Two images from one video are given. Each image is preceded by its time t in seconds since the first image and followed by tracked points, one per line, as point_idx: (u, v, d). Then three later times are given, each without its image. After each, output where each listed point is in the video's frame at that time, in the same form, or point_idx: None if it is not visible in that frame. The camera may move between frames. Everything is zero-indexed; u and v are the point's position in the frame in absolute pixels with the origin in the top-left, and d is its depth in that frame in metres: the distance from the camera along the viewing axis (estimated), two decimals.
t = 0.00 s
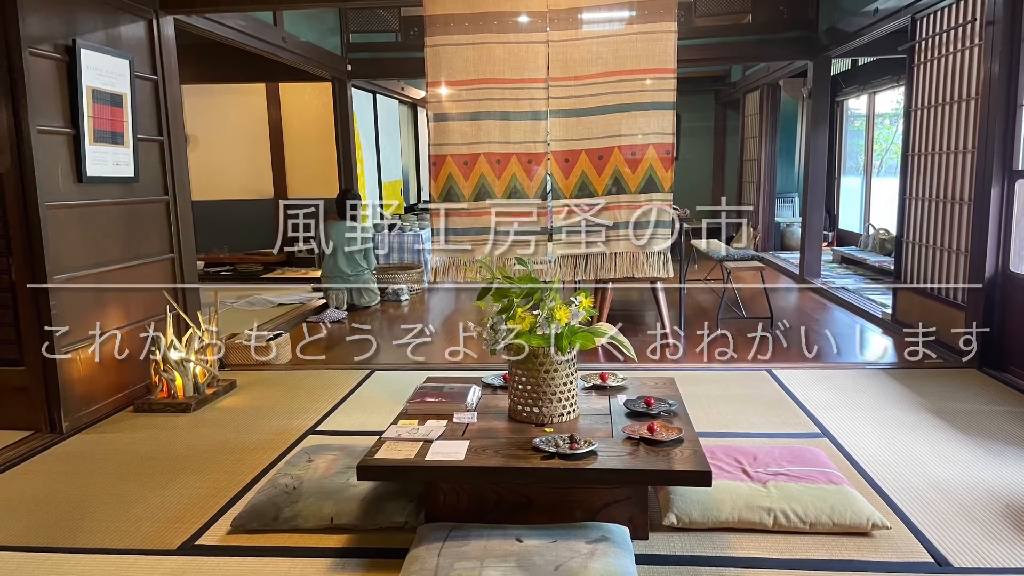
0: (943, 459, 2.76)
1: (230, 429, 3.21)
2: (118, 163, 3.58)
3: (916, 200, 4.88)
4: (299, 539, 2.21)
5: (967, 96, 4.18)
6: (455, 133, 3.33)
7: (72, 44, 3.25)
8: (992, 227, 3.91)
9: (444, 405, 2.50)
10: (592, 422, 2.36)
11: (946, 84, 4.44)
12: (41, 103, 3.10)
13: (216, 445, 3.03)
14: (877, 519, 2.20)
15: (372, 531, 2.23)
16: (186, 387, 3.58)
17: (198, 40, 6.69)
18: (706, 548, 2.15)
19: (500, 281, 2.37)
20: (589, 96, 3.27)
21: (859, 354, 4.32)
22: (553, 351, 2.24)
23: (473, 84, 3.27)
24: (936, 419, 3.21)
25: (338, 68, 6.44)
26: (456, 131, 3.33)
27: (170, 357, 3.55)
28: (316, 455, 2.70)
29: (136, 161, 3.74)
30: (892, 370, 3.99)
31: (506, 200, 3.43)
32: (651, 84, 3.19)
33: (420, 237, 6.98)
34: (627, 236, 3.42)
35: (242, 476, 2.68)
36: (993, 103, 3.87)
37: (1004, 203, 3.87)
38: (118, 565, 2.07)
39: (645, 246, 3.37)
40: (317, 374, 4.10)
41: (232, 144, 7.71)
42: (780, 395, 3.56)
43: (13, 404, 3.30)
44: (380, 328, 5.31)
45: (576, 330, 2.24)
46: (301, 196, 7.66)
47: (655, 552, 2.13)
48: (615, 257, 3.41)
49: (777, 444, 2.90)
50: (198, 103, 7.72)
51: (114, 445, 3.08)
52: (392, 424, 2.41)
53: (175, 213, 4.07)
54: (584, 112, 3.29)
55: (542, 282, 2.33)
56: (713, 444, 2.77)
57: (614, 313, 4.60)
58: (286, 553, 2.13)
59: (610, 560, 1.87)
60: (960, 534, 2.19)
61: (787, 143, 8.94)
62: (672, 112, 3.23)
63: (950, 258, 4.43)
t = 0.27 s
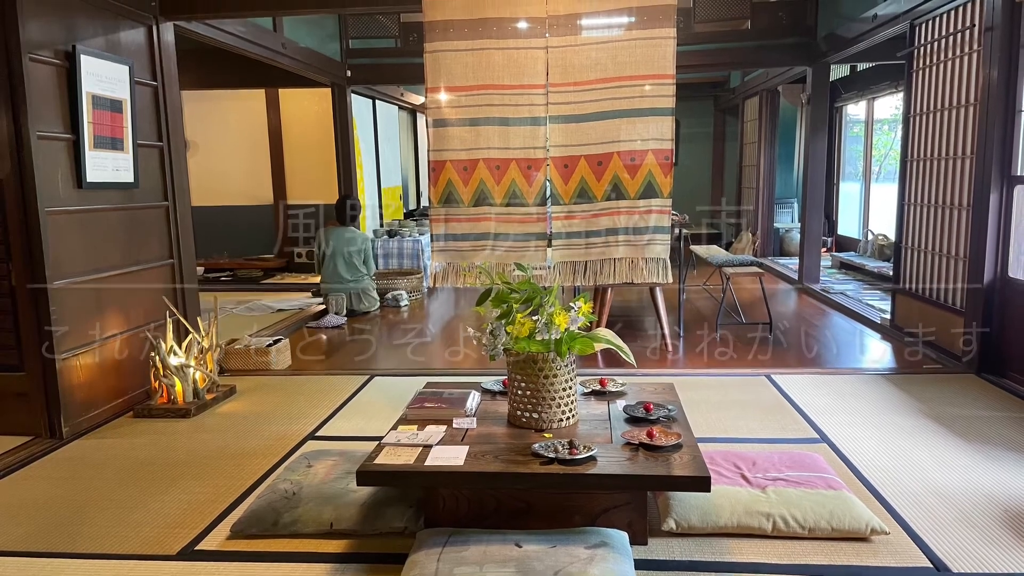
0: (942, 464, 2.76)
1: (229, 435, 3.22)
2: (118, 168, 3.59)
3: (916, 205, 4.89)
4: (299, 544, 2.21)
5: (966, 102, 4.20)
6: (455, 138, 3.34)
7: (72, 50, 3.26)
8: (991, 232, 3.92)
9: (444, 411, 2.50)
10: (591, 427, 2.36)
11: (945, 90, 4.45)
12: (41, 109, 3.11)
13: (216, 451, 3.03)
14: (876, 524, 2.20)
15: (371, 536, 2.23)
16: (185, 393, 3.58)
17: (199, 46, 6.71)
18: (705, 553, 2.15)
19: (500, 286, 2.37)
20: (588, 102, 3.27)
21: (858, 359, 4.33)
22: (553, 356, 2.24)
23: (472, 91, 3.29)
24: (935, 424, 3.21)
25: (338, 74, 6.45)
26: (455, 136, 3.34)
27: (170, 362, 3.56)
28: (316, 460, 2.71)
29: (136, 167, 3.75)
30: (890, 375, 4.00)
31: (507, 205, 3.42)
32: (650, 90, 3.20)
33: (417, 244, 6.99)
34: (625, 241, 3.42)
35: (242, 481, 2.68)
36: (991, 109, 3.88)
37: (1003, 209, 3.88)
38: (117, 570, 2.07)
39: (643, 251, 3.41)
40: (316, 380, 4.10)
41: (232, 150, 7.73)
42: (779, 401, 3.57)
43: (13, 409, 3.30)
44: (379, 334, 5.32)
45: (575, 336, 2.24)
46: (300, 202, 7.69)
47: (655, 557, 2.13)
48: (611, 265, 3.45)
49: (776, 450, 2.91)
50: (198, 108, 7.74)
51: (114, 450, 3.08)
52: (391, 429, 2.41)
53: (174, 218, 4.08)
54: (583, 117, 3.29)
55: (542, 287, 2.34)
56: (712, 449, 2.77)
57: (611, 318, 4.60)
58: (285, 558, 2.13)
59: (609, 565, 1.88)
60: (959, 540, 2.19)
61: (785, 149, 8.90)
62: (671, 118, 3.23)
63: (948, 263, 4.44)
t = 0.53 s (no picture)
0: (941, 469, 2.77)
1: (228, 440, 3.22)
2: (117, 174, 3.60)
3: (915, 210, 4.90)
4: (299, 550, 2.21)
5: (965, 107, 4.22)
6: (454, 144, 3.35)
7: (72, 56, 3.27)
8: (989, 238, 3.93)
9: (443, 416, 2.51)
10: (591, 433, 2.36)
11: (944, 95, 4.46)
12: (41, 115, 3.12)
13: (215, 456, 3.03)
14: (874, 530, 2.20)
15: (371, 542, 2.23)
16: (185, 399, 3.58)
17: (199, 52, 6.72)
18: (704, 559, 2.15)
19: (499, 292, 2.38)
20: (588, 108, 3.26)
21: (857, 365, 4.33)
22: (552, 362, 2.25)
23: (470, 97, 3.29)
24: (934, 430, 3.22)
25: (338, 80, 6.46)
26: (455, 142, 3.35)
27: (170, 368, 3.55)
28: (315, 466, 2.71)
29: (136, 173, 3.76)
30: (889, 381, 4.00)
31: (507, 211, 3.41)
32: (649, 96, 3.22)
33: (417, 249, 6.99)
34: (624, 247, 3.43)
35: (241, 487, 2.68)
36: (990, 115, 3.90)
37: (1001, 215, 3.89)
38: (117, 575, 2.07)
39: (643, 257, 3.45)
40: (315, 385, 4.10)
41: (232, 155, 7.74)
42: (778, 406, 3.57)
43: (13, 415, 3.30)
44: (378, 340, 5.32)
45: (574, 342, 2.24)
46: (300, 208, 7.71)
47: (654, 563, 2.13)
48: (612, 272, 3.47)
49: (775, 455, 2.91)
50: (198, 114, 7.74)
51: (114, 456, 3.08)
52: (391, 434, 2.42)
53: (174, 225, 4.09)
54: (583, 123, 3.28)
55: (541, 293, 2.34)
56: (711, 455, 2.78)
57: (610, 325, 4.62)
58: (285, 563, 2.13)
59: (608, 571, 1.87)
60: (957, 545, 2.19)
61: (783, 154, 9.09)
62: (670, 124, 3.23)
63: (947, 268, 4.45)
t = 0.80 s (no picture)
0: (940, 475, 2.77)
1: (228, 446, 3.22)
2: (117, 180, 3.62)
3: (914, 216, 4.90)
4: (299, 555, 2.21)
5: (963, 113, 4.23)
6: (453, 150, 3.36)
7: (72, 62, 3.28)
8: (988, 243, 3.94)
9: (443, 422, 2.51)
10: (590, 438, 2.37)
11: (943, 100, 4.47)
12: (41, 121, 3.13)
13: (214, 462, 3.03)
14: (873, 535, 2.21)
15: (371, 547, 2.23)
16: (185, 404, 3.59)
17: (199, 58, 6.74)
18: (703, 564, 2.15)
19: (498, 298, 2.39)
20: (586, 114, 3.27)
21: (856, 371, 4.34)
22: (551, 368, 2.25)
23: (469, 103, 3.31)
24: (934, 436, 3.22)
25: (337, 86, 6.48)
26: (454, 148, 3.36)
27: (169, 373, 3.56)
28: (315, 471, 2.71)
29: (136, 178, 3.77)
30: (888, 387, 4.00)
31: (507, 217, 3.42)
32: (648, 101, 3.21)
33: (417, 255, 6.99)
34: (624, 253, 3.41)
35: (241, 493, 2.68)
36: (990, 121, 3.91)
37: (999, 220, 3.90)
38: None
39: (642, 262, 3.42)
40: (314, 391, 4.10)
41: (232, 161, 7.75)
42: (777, 412, 3.58)
43: (13, 420, 3.30)
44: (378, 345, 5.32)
45: (573, 347, 2.25)
46: (299, 214, 7.72)
47: (654, 568, 2.14)
48: (611, 277, 3.46)
49: (774, 461, 2.91)
50: (198, 120, 7.76)
51: (113, 461, 3.08)
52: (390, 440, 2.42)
53: (174, 230, 4.10)
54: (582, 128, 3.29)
55: (540, 299, 2.35)
56: (711, 461, 2.78)
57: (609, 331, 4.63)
58: (285, 569, 2.13)
59: None
60: (956, 550, 2.20)
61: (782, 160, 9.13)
62: (670, 129, 3.22)
63: (946, 274, 4.45)
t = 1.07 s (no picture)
0: (939, 480, 2.78)
1: (227, 451, 3.22)
2: (117, 186, 3.63)
3: (914, 221, 4.91)
4: (299, 560, 2.22)
5: (962, 119, 4.25)
6: (453, 156, 3.37)
7: (72, 68, 3.29)
8: (986, 249, 3.95)
9: (442, 427, 2.51)
10: (589, 443, 2.37)
11: (942, 106, 4.49)
12: (41, 126, 3.14)
13: (213, 467, 3.03)
14: (872, 540, 2.21)
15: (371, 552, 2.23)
16: (185, 409, 3.59)
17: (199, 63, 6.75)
18: (702, 569, 2.16)
19: (497, 303, 2.40)
20: (585, 120, 3.28)
21: (855, 376, 4.35)
22: (551, 373, 2.26)
23: (468, 109, 3.32)
24: (933, 441, 3.22)
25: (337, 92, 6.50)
26: (454, 154, 3.37)
27: (169, 379, 3.56)
28: (315, 476, 2.71)
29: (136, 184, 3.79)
30: (887, 392, 4.01)
31: (506, 222, 3.43)
32: (647, 107, 3.23)
33: (416, 261, 7.00)
34: (623, 258, 3.43)
35: (240, 498, 2.68)
36: (988, 126, 3.93)
37: (997, 226, 3.92)
38: None
39: (642, 267, 3.44)
40: (314, 396, 4.11)
41: (232, 167, 7.76)
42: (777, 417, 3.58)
43: (13, 426, 3.30)
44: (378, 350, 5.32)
45: (572, 352, 2.25)
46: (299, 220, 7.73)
47: (652, 573, 2.14)
48: (609, 281, 3.48)
49: (773, 466, 2.91)
50: (198, 126, 7.77)
51: (113, 467, 3.09)
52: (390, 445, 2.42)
53: (173, 236, 4.11)
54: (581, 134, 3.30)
55: (539, 304, 2.35)
56: (710, 466, 2.78)
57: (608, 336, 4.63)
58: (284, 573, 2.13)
59: None
60: (955, 556, 2.20)
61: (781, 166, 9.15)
62: (669, 135, 3.24)
63: (945, 279, 4.46)
